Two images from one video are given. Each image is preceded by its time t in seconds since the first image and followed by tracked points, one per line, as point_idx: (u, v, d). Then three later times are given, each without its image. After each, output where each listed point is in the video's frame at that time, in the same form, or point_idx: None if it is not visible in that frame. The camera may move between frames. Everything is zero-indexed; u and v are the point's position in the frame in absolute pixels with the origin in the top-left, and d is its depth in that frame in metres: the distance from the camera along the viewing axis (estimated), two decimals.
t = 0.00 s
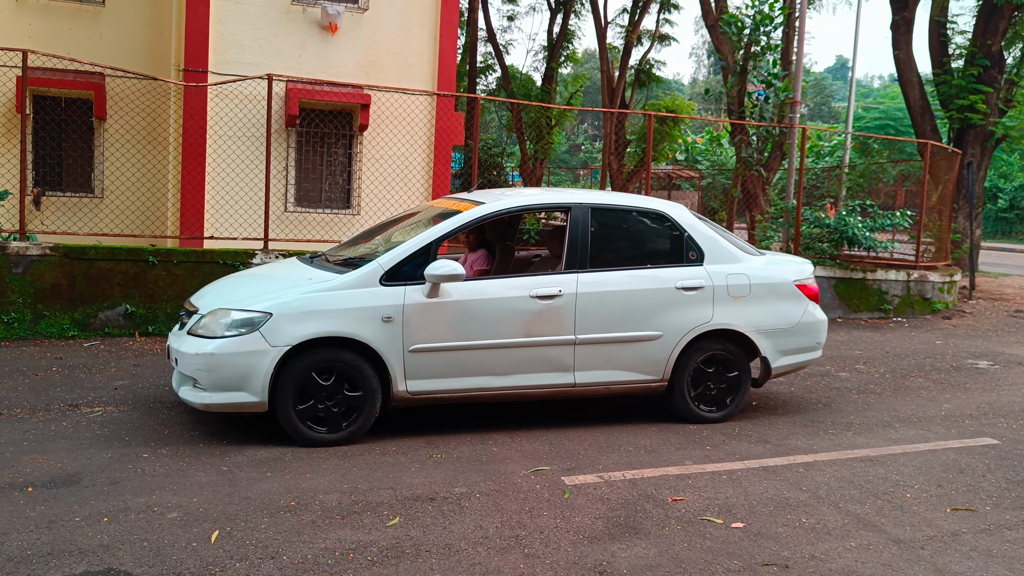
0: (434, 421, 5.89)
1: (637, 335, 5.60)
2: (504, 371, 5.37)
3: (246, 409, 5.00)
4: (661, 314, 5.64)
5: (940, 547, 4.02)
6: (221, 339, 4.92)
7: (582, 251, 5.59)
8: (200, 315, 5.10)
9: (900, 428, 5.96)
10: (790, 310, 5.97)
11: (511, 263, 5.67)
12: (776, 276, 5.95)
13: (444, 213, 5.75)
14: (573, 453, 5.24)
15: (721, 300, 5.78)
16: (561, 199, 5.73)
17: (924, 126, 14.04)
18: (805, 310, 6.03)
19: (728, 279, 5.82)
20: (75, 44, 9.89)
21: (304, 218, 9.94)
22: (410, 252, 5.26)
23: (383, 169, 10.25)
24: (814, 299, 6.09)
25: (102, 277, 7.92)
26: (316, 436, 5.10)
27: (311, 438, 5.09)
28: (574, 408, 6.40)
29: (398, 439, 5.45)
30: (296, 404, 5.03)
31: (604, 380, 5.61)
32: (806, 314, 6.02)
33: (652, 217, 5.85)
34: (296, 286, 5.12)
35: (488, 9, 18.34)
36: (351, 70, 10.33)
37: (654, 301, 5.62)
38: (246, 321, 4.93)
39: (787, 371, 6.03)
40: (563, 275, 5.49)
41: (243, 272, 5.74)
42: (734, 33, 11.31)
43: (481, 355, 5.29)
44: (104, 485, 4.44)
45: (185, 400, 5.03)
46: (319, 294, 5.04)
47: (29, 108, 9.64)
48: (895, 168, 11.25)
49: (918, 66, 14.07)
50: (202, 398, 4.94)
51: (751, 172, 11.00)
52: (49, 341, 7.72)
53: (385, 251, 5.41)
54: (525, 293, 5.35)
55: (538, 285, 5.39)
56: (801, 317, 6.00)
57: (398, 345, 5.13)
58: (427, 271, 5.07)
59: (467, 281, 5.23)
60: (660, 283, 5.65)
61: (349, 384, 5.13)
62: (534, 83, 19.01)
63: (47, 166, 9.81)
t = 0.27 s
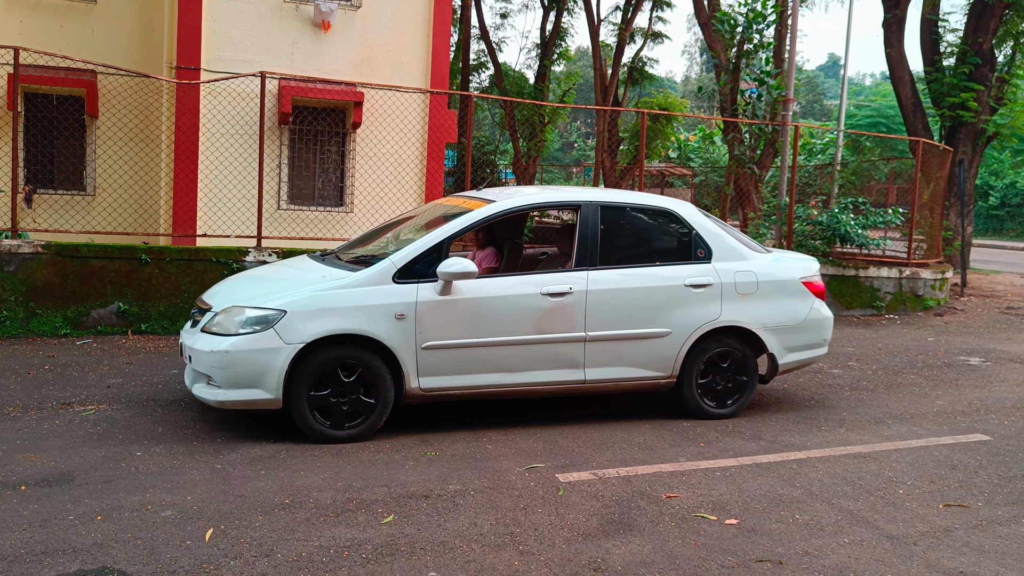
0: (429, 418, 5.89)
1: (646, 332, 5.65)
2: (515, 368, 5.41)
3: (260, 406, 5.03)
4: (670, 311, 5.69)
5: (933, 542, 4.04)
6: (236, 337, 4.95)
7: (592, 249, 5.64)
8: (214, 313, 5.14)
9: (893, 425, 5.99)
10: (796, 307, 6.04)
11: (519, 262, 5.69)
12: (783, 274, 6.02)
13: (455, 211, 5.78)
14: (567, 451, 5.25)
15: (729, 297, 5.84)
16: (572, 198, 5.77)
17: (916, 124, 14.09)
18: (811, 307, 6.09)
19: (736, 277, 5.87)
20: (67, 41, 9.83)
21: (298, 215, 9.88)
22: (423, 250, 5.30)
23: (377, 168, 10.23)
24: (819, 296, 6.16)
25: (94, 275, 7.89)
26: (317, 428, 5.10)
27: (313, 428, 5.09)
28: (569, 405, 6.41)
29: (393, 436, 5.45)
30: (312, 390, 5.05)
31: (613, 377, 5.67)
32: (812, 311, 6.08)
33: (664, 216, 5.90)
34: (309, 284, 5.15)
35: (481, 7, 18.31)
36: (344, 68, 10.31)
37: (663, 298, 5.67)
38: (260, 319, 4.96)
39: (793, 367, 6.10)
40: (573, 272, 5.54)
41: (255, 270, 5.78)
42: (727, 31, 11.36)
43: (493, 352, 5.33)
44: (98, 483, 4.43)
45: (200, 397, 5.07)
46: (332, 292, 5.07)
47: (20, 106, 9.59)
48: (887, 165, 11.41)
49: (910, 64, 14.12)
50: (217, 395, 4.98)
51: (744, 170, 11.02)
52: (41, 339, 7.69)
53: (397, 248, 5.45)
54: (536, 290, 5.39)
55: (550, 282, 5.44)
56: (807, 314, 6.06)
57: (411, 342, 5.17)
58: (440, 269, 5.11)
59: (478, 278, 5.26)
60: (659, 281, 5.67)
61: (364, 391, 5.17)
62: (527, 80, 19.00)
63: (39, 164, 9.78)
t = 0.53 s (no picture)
0: (425, 416, 5.89)
1: (656, 330, 5.69)
2: (526, 365, 5.44)
3: (274, 403, 5.04)
4: (679, 309, 5.74)
5: (927, 539, 4.06)
6: (250, 335, 4.94)
7: (601, 246, 5.68)
8: (228, 311, 5.13)
9: (887, 422, 6.01)
10: (802, 304, 6.10)
11: (528, 259, 5.84)
12: (789, 271, 6.09)
13: (466, 209, 5.81)
14: (562, 448, 5.25)
15: (737, 295, 5.90)
16: (581, 197, 5.83)
17: (909, 122, 14.13)
18: (817, 304, 6.15)
19: (743, 275, 5.93)
20: (60, 39, 9.79)
21: (292, 213, 9.95)
22: (433, 248, 5.32)
23: (371, 166, 10.23)
24: (825, 294, 6.23)
25: (88, 274, 7.87)
26: (319, 416, 5.08)
27: (316, 415, 5.07)
28: (564, 403, 6.41)
29: (389, 434, 5.44)
30: (330, 378, 5.05)
31: (623, 374, 5.70)
32: (818, 309, 6.14)
33: (676, 216, 5.94)
34: (321, 281, 5.15)
35: (475, 5, 18.30)
36: (339, 66, 10.30)
37: (671, 296, 5.71)
38: (274, 317, 4.96)
39: (799, 364, 6.15)
40: (583, 270, 5.57)
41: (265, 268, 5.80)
42: (722, 29, 11.40)
43: (505, 349, 5.36)
44: (92, 482, 4.42)
45: (213, 394, 5.07)
46: (344, 289, 5.07)
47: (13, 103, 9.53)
48: (881, 164, 11.33)
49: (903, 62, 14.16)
50: (231, 392, 4.97)
51: (738, 167, 11.09)
52: (34, 337, 7.67)
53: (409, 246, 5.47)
54: (547, 288, 5.43)
55: (561, 280, 5.48)
56: (813, 311, 6.12)
57: (424, 339, 5.19)
58: (453, 267, 5.14)
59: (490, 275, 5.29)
60: (660, 278, 5.69)
61: (375, 394, 5.19)
62: (522, 78, 18.98)
63: (32, 161, 9.74)
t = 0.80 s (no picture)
0: (418, 415, 5.89)
1: (661, 328, 5.73)
2: (532, 364, 5.48)
3: (284, 401, 5.07)
4: (684, 307, 5.78)
5: (918, 537, 4.08)
6: (260, 333, 4.97)
7: (607, 245, 5.73)
8: (236, 310, 5.16)
9: (878, 421, 6.03)
10: (806, 303, 6.14)
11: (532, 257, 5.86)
12: (793, 270, 6.13)
13: (472, 209, 5.86)
14: (555, 447, 5.26)
15: (741, 293, 5.94)
16: (587, 196, 5.89)
17: (901, 121, 14.17)
18: (820, 303, 6.19)
19: (747, 274, 5.97)
20: (51, 36, 9.73)
21: (284, 213, 9.91)
22: (441, 247, 5.36)
23: (364, 164, 10.21)
24: (828, 293, 6.27)
25: (80, 272, 7.84)
26: (322, 403, 5.09)
27: (320, 401, 5.08)
28: (557, 401, 6.42)
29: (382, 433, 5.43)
30: (345, 368, 5.10)
31: (629, 372, 5.74)
32: (822, 308, 6.18)
33: (681, 215, 5.99)
34: (329, 281, 5.18)
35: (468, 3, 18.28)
36: (332, 65, 10.28)
37: (676, 295, 5.76)
38: (283, 315, 4.99)
39: (802, 362, 6.19)
40: (590, 269, 5.62)
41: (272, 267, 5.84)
42: (715, 28, 11.43)
43: (511, 347, 5.40)
44: (83, 481, 4.41)
45: (221, 392, 5.10)
46: (352, 289, 5.11)
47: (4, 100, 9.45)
48: (872, 163, 11.49)
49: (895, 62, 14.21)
50: (241, 391, 5.00)
51: (731, 167, 10.99)
52: (25, 336, 7.64)
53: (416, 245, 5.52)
54: (553, 287, 5.47)
55: (567, 279, 5.52)
56: (817, 309, 6.15)
57: (431, 338, 5.22)
58: (460, 266, 5.18)
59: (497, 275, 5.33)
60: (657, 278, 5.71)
61: (381, 398, 5.22)
62: (515, 77, 18.97)
63: (24, 160, 9.72)
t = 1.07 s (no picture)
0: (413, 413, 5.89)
1: (666, 326, 5.76)
2: (538, 362, 5.51)
3: (292, 400, 5.07)
4: (688, 305, 5.81)
5: (910, 534, 4.10)
6: (267, 331, 4.98)
7: (612, 243, 5.76)
8: (244, 308, 5.16)
9: (871, 418, 6.05)
10: (808, 300, 6.18)
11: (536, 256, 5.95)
12: (795, 268, 6.18)
13: (477, 208, 5.87)
14: (549, 445, 5.26)
15: (744, 291, 5.97)
16: (592, 194, 5.92)
17: (894, 120, 14.21)
18: (822, 300, 6.23)
19: (750, 272, 6.01)
20: (43, 34, 9.68)
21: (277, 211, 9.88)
22: (448, 246, 5.38)
23: (359, 161, 10.21)
24: (829, 290, 6.31)
25: (72, 271, 7.81)
26: (329, 392, 5.08)
27: (327, 390, 5.07)
28: (552, 399, 6.42)
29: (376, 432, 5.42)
30: (360, 361, 5.13)
31: (634, 370, 5.77)
32: (823, 305, 6.23)
33: (685, 213, 6.03)
34: (336, 279, 5.20)
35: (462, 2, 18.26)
36: (326, 63, 10.26)
37: (680, 292, 5.79)
38: (291, 313, 5.00)
39: (805, 359, 6.24)
40: (595, 267, 5.64)
41: (277, 266, 5.83)
42: (708, 27, 11.46)
43: (517, 345, 5.42)
44: (76, 481, 4.39)
45: (230, 390, 5.11)
46: (359, 287, 5.12)
47: None
48: (865, 161, 11.37)
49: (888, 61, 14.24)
50: (249, 389, 5.01)
51: (725, 165, 11.03)
52: (18, 335, 7.60)
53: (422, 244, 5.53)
54: (559, 285, 5.50)
55: (572, 277, 5.55)
56: (819, 307, 6.20)
57: (439, 336, 5.24)
58: (467, 264, 5.20)
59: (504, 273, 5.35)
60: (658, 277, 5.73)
61: (382, 400, 5.22)
62: (509, 75, 18.96)
63: (14, 158, 9.60)
